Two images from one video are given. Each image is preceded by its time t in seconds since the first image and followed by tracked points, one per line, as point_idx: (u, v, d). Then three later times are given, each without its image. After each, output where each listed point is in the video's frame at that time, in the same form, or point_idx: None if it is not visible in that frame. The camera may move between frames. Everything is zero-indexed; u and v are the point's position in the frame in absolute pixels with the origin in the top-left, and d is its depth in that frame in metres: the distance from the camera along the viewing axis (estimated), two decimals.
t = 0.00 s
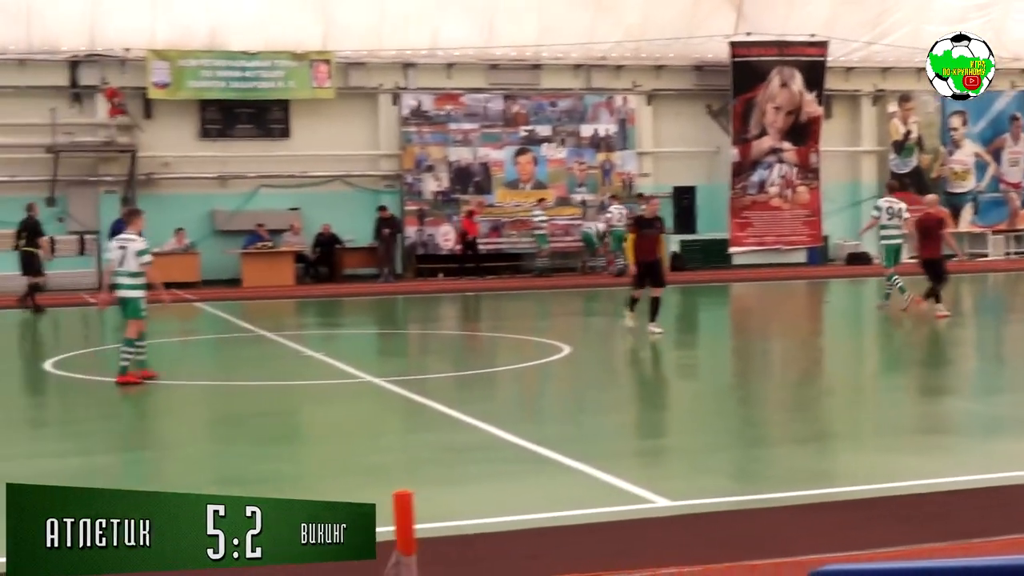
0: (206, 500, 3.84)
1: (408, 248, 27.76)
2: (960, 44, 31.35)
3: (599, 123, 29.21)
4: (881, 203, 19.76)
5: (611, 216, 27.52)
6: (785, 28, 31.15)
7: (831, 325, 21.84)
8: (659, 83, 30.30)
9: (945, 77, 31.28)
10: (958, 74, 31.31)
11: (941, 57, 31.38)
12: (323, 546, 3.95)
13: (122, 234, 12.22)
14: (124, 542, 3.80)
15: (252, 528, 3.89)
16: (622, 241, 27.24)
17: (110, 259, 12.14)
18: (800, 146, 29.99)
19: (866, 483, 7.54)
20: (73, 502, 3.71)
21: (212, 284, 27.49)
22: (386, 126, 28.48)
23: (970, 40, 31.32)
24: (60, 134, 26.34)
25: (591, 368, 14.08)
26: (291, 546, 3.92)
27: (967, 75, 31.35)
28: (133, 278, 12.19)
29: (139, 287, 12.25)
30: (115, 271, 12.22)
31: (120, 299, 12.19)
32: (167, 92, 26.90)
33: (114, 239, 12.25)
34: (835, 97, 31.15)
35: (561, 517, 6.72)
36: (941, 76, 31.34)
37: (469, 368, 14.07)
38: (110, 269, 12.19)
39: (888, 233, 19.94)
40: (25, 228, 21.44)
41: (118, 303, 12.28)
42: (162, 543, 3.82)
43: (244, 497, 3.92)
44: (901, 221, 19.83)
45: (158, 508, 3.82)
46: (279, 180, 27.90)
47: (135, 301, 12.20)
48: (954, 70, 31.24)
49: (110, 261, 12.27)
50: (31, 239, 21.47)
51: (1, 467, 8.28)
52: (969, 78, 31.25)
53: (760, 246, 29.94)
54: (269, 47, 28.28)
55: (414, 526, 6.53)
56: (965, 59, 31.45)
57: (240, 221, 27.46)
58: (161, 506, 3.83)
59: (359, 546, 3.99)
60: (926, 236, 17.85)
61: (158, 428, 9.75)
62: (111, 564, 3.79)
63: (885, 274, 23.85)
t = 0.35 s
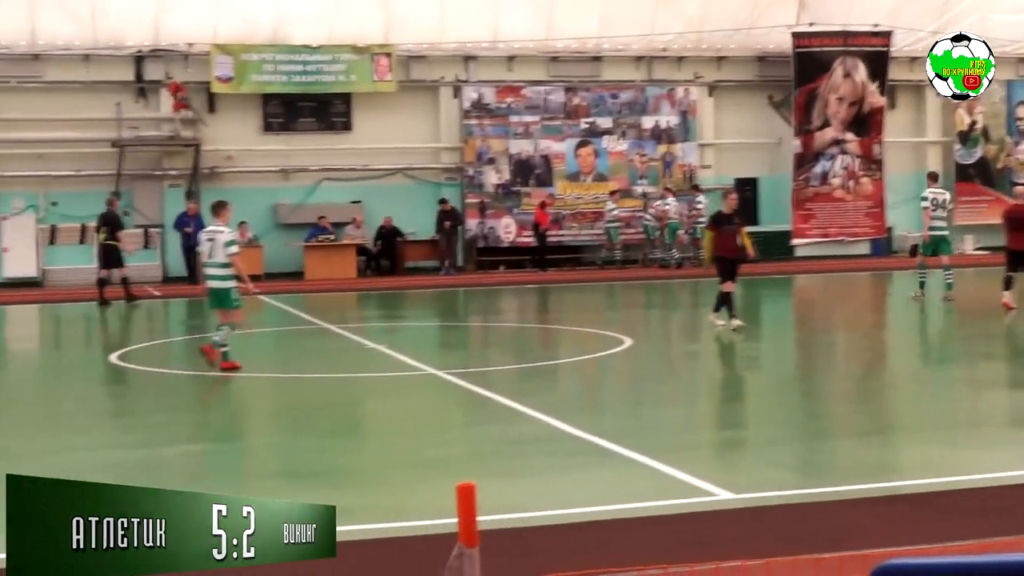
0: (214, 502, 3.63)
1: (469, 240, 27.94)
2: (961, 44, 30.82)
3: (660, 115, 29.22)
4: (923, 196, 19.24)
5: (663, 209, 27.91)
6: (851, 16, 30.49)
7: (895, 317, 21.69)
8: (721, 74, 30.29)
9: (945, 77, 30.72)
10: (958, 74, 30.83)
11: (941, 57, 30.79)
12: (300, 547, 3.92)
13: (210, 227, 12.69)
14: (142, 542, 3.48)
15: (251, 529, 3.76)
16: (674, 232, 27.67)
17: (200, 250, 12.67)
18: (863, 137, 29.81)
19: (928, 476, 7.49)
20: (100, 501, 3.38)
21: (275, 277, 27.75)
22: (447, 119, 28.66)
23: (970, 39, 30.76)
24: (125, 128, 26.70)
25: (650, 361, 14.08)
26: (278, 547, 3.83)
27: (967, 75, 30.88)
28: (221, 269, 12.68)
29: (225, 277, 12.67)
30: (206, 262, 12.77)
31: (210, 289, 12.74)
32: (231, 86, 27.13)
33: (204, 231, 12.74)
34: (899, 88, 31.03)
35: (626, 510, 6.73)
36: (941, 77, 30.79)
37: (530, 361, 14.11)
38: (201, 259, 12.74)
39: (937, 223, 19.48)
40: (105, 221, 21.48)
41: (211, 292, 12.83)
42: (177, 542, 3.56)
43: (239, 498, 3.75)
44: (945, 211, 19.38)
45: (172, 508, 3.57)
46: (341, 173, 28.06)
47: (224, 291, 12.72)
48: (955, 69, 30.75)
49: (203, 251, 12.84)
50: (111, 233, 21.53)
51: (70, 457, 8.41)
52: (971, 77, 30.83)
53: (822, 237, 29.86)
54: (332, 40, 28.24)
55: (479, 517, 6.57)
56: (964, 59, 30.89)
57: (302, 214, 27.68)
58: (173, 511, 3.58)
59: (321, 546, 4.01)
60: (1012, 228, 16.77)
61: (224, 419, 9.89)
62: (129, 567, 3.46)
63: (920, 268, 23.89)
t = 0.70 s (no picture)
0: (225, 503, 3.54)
1: (529, 233, 28.11)
2: (961, 44, 29.80)
3: (721, 107, 29.17)
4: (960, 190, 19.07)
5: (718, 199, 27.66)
6: (913, 7, 30.40)
7: (958, 309, 21.49)
8: (782, 66, 30.11)
9: (946, 77, 29.67)
10: (957, 74, 30.17)
11: (940, 58, 29.96)
12: (272, 547, 3.96)
13: (296, 221, 12.71)
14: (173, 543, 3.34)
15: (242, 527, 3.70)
16: (727, 225, 27.50)
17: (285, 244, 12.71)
18: (927, 128, 29.61)
19: (992, 472, 7.39)
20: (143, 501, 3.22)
21: (337, 270, 27.95)
22: (508, 111, 28.67)
23: (971, 40, 29.74)
24: (188, 122, 26.95)
25: (711, 354, 14.04)
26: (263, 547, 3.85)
27: (966, 76, 30.38)
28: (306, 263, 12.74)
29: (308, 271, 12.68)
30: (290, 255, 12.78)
31: (294, 281, 12.79)
32: (292, 79, 27.28)
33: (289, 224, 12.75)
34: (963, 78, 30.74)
35: (686, 503, 6.70)
36: (941, 78, 30.04)
37: (590, 353, 14.11)
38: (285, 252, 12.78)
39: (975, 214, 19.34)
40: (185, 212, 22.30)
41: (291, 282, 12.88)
42: (197, 544, 3.42)
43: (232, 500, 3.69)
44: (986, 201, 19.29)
45: (192, 510, 3.43)
46: (402, 166, 28.18)
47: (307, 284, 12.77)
48: (956, 69, 29.92)
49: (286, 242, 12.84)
50: (190, 224, 22.33)
51: (133, 449, 8.49)
52: (970, 77, 30.13)
53: (884, 229, 29.70)
54: (392, 33, 28.32)
55: (540, 510, 6.56)
56: (963, 60, 30.28)
57: (364, 206, 27.75)
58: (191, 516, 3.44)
59: (286, 546, 4.06)
60: None
61: (285, 411, 9.96)
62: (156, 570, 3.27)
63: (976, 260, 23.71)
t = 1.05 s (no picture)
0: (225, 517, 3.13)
1: (576, 230, 28.13)
2: (961, 44, 28.97)
3: (769, 104, 29.09)
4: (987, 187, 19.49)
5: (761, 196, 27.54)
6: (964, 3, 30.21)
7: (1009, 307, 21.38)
8: (831, 63, 30.05)
9: (946, 77, 28.98)
10: (958, 74, 29.17)
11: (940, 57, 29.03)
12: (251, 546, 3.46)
13: (369, 215, 13.41)
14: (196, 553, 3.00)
15: (236, 528, 3.23)
16: (771, 222, 27.47)
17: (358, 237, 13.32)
18: (978, 125, 29.44)
19: None
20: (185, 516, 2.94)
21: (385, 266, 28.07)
22: (556, 107, 28.73)
23: (971, 39, 28.98)
24: (237, 118, 27.14)
25: (758, 351, 14.03)
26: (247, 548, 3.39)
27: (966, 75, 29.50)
28: (379, 255, 13.33)
29: (382, 262, 13.29)
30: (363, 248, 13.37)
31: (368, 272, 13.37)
32: (340, 76, 27.39)
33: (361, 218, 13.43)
34: (1015, 75, 30.58)
35: (733, 501, 6.69)
36: (940, 76, 29.10)
37: (637, 350, 14.07)
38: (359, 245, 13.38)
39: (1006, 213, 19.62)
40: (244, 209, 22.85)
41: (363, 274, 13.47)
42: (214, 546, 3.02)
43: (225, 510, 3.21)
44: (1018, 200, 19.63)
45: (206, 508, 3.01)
46: (450, 163, 28.29)
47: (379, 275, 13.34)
48: (956, 70, 29.16)
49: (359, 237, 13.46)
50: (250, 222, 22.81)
51: (180, 443, 8.56)
52: (969, 77, 29.35)
53: (935, 227, 29.53)
54: (440, 31, 28.27)
55: (588, 508, 6.55)
56: (964, 59, 29.22)
57: (412, 202, 27.85)
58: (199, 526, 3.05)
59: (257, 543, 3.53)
60: None
61: (333, 407, 10.00)
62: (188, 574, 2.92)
63: None
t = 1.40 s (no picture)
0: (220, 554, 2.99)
1: (612, 230, 28.16)
2: (961, 44, 29.08)
3: (806, 103, 29.01)
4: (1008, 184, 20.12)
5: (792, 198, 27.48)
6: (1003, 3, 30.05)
7: None
8: (868, 63, 29.93)
9: (945, 77, 29.63)
10: (959, 74, 29.48)
11: (941, 57, 29.58)
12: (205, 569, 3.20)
13: (424, 212, 13.96)
14: None
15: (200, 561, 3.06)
16: (807, 221, 27.28)
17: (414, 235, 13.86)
18: (1017, 125, 29.06)
19: None
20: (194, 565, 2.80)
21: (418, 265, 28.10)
22: (592, 107, 28.72)
23: (970, 39, 28.91)
24: (274, 118, 27.21)
25: (794, 352, 13.99)
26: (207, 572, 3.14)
27: (968, 75, 29.38)
28: (431, 252, 13.92)
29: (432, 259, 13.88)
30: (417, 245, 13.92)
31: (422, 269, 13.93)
32: (377, 75, 27.45)
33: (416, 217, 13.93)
34: None
35: (764, 503, 6.65)
36: (941, 77, 29.72)
37: (673, 351, 14.04)
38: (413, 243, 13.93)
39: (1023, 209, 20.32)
40: (291, 207, 23.00)
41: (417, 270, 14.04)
42: None
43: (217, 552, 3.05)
44: None
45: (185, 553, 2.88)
46: (485, 163, 28.34)
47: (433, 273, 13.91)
48: (954, 70, 29.46)
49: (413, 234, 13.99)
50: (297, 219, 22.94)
51: (214, 442, 8.59)
52: (969, 78, 29.20)
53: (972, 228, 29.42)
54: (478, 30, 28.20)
55: (624, 507, 6.55)
56: (964, 59, 29.39)
57: (448, 202, 27.74)
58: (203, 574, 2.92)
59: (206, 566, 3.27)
60: None
61: (368, 406, 10.03)
62: None
63: None
